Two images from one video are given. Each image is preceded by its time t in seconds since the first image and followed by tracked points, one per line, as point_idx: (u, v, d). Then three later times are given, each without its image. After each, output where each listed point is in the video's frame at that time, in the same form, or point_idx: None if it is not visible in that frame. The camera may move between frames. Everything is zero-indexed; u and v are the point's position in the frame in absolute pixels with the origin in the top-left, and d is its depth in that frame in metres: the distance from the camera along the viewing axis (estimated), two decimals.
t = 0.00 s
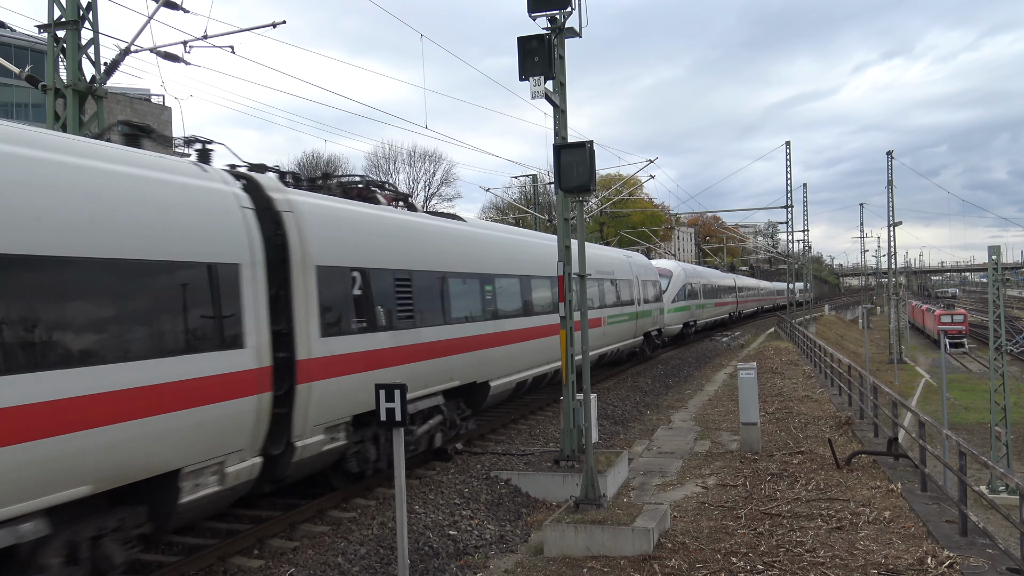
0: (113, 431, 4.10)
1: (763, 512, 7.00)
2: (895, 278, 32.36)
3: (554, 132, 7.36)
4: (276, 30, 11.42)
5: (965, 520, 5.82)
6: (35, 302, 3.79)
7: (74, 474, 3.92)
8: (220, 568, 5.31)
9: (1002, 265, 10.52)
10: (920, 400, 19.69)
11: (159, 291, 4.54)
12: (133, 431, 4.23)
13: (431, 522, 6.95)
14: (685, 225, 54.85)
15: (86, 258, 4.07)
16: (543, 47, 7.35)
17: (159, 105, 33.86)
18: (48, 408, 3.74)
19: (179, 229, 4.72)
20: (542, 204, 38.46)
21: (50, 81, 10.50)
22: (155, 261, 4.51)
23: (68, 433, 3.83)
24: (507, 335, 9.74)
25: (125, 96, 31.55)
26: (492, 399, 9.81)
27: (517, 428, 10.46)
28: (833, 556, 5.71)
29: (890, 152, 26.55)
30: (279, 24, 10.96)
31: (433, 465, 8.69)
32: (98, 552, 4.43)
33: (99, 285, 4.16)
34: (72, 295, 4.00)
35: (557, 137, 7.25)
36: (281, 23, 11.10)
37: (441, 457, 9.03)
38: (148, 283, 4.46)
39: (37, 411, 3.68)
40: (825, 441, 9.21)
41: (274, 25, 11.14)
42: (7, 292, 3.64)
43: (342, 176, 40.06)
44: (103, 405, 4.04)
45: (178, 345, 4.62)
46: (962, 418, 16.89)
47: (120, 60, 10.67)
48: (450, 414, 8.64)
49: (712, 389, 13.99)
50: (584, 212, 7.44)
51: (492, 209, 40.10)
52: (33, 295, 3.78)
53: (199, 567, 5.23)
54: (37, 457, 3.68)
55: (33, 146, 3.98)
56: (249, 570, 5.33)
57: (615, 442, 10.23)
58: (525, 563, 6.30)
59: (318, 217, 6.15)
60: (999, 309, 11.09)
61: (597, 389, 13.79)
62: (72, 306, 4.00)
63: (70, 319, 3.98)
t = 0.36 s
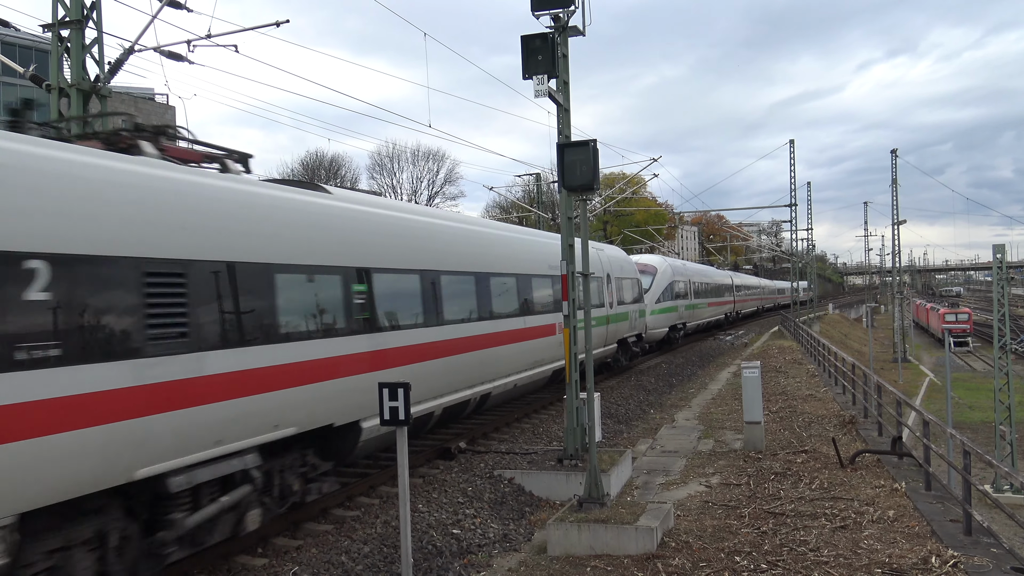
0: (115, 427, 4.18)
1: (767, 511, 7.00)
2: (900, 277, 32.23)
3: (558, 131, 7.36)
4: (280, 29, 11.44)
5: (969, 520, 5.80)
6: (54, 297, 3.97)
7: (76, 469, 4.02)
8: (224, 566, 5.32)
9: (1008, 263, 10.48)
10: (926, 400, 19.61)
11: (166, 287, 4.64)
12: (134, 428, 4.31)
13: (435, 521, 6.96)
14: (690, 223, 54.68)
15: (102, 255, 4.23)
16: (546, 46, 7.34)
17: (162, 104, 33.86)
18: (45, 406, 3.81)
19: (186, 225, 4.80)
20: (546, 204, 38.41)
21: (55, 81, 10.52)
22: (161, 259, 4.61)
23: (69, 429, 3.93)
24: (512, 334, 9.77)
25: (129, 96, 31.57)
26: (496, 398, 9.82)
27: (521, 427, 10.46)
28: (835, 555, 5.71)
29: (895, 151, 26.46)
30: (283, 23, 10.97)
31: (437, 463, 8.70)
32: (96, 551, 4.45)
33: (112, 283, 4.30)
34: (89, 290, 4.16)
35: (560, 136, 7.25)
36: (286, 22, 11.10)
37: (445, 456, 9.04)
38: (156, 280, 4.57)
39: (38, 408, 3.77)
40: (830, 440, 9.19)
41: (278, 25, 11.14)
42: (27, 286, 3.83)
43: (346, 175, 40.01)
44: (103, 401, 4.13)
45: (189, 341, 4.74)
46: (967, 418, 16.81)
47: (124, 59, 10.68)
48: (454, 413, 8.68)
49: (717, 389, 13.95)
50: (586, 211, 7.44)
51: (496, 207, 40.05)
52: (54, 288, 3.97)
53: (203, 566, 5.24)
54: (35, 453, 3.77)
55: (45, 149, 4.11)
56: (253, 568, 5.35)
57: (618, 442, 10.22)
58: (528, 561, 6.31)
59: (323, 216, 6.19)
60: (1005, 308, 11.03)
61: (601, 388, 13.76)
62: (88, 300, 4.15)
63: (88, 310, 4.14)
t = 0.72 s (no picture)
0: (121, 427, 4.15)
1: (769, 510, 6.99)
2: (903, 276, 32.19)
3: (560, 129, 7.35)
4: (282, 26, 11.45)
5: (971, 519, 5.80)
6: (62, 299, 3.97)
7: (83, 471, 3.98)
8: (226, 564, 5.32)
9: (1011, 262, 10.46)
10: (928, 398, 19.60)
11: (173, 284, 4.63)
12: (140, 428, 4.28)
13: (437, 519, 6.96)
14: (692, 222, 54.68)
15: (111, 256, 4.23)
16: (548, 43, 7.32)
17: (165, 102, 33.90)
18: (51, 406, 3.79)
19: (191, 223, 4.78)
20: (548, 202, 38.45)
21: (57, 78, 10.53)
22: (169, 257, 4.59)
23: (77, 429, 3.90)
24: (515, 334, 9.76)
25: (131, 93, 31.62)
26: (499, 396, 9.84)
27: (523, 425, 10.46)
28: (837, 554, 5.71)
29: (898, 149, 26.44)
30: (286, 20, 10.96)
31: (439, 461, 8.70)
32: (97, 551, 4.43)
33: (120, 284, 4.29)
34: (96, 292, 4.15)
35: (562, 133, 7.24)
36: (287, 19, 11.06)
37: (447, 453, 9.04)
38: (162, 279, 4.55)
39: (44, 408, 3.75)
40: (832, 439, 9.19)
41: (280, 22, 11.14)
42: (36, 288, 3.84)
43: (348, 173, 40.01)
44: (109, 402, 4.09)
45: (201, 341, 4.76)
46: (970, 417, 16.80)
47: (127, 56, 10.68)
48: (456, 412, 8.67)
49: (719, 387, 13.95)
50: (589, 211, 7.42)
51: (498, 206, 40.04)
52: (64, 291, 3.99)
53: (205, 563, 5.24)
54: (43, 454, 3.74)
55: (51, 146, 4.07)
56: (255, 565, 5.35)
57: (620, 440, 10.22)
58: (530, 559, 6.31)
59: (327, 214, 6.18)
60: (1008, 307, 11.02)
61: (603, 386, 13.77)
62: (96, 302, 4.15)
63: (96, 312, 4.15)
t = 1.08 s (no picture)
0: (125, 427, 4.16)
1: (773, 509, 6.98)
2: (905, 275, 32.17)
3: (562, 128, 7.35)
4: (284, 26, 11.46)
5: (975, 518, 5.78)
6: (60, 303, 3.94)
7: (86, 470, 3.99)
8: (230, 564, 5.32)
9: (1014, 260, 10.45)
10: (931, 397, 19.57)
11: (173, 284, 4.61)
12: (143, 427, 4.28)
13: (440, 519, 6.96)
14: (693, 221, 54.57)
15: (109, 258, 4.20)
16: (551, 42, 7.32)
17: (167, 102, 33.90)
18: (58, 404, 3.81)
19: (191, 221, 4.77)
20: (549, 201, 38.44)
21: (60, 78, 10.53)
22: (168, 256, 4.57)
23: (82, 428, 3.91)
24: (518, 332, 9.75)
25: (133, 93, 31.62)
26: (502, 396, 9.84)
27: (525, 424, 10.44)
28: (841, 553, 5.71)
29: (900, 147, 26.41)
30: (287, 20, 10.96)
31: (441, 461, 8.69)
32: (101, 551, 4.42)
33: (118, 286, 4.26)
34: (94, 294, 4.12)
35: (565, 132, 7.23)
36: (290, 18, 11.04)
37: (449, 453, 9.03)
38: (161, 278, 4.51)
39: (51, 406, 3.77)
40: (835, 438, 9.18)
41: (282, 21, 11.13)
42: (35, 292, 3.81)
43: (350, 173, 40.00)
44: (115, 401, 4.11)
45: (201, 342, 4.73)
46: (973, 416, 16.77)
47: (129, 56, 10.68)
48: (459, 411, 8.65)
49: (721, 386, 13.94)
50: (592, 211, 7.41)
51: (500, 205, 39.99)
52: (61, 295, 3.95)
53: (209, 563, 5.24)
54: (43, 454, 3.72)
55: (55, 145, 4.07)
56: (259, 565, 5.35)
57: (623, 439, 10.21)
58: (533, 559, 6.31)
59: (328, 214, 6.16)
60: (1012, 305, 11.00)
61: (605, 386, 13.75)
62: (92, 307, 4.10)
63: (92, 317, 4.09)
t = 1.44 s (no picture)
0: (135, 424, 4.05)
1: (775, 508, 6.97)
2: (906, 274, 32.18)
3: (564, 127, 7.35)
4: (286, 25, 11.47)
5: (978, 517, 5.77)
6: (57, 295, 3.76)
7: (89, 470, 3.84)
8: (232, 564, 5.31)
9: (1016, 260, 10.44)
10: (933, 397, 19.58)
11: (178, 284, 4.46)
12: (153, 424, 4.18)
13: (442, 518, 6.96)
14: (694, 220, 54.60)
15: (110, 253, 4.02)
16: (553, 42, 7.31)
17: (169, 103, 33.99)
18: (62, 402, 3.66)
19: (194, 220, 4.61)
20: (550, 201, 38.51)
21: (62, 78, 10.54)
22: (172, 252, 4.41)
23: (85, 427, 3.76)
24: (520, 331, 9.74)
25: (136, 93, 31.70)
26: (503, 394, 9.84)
27: (528, 424, 10.43)
28: (845, 552, 5.70)
29: (902, 146, 26.40)
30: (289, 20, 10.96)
31: (443, 460, 8.69)
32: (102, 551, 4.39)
33: (121, 280, 4.09)
34: (95, 286, 3.95)
35: (567, 132, 7.22)
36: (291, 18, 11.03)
37: (451, 453, 9.03)
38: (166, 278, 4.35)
39: (54, 404, 3.62)
40: (837, 437, 9.18)
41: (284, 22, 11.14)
42: (31, 288, 3.62)
43: (353, 173, 40.04)
44: (119, 399, 3.97)
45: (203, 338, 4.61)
46: (975, 415, 16.77)
47: (131, 56, 10.68)
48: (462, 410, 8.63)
49: (722, 386, 13.95)
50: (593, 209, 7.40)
51: (502, 204, 40.02)
52: (59, 288, 3.77)
53: (210, 563, 5.22)
54: (44, 453, 3.57)
55: (59, 145, 3.93)
56: (261, 565, 5.34)
57: (625, 438, 10.21)
58: (535, 559, 6.30)
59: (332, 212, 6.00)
60: (1014, 305, 10.99)
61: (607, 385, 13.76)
62: (91, 300, 3.93)
63: (92, 310, 3.93)
